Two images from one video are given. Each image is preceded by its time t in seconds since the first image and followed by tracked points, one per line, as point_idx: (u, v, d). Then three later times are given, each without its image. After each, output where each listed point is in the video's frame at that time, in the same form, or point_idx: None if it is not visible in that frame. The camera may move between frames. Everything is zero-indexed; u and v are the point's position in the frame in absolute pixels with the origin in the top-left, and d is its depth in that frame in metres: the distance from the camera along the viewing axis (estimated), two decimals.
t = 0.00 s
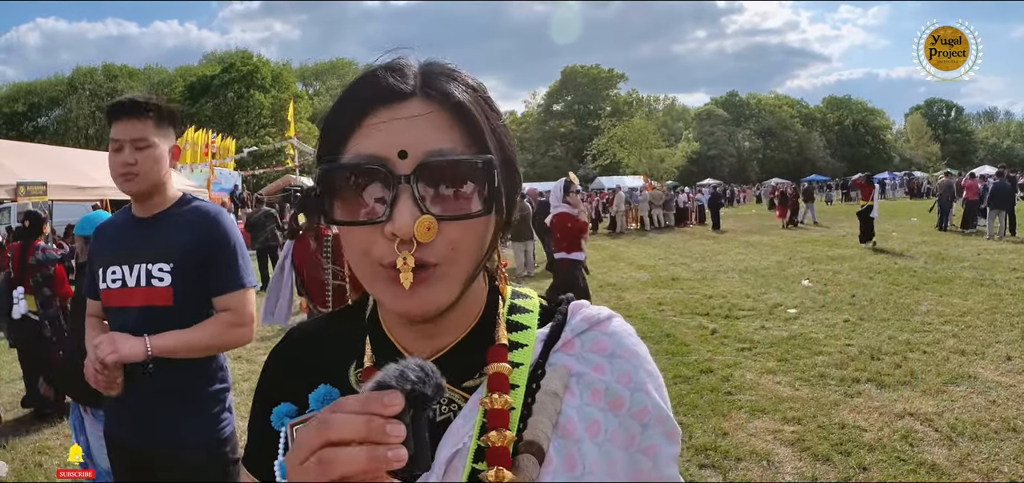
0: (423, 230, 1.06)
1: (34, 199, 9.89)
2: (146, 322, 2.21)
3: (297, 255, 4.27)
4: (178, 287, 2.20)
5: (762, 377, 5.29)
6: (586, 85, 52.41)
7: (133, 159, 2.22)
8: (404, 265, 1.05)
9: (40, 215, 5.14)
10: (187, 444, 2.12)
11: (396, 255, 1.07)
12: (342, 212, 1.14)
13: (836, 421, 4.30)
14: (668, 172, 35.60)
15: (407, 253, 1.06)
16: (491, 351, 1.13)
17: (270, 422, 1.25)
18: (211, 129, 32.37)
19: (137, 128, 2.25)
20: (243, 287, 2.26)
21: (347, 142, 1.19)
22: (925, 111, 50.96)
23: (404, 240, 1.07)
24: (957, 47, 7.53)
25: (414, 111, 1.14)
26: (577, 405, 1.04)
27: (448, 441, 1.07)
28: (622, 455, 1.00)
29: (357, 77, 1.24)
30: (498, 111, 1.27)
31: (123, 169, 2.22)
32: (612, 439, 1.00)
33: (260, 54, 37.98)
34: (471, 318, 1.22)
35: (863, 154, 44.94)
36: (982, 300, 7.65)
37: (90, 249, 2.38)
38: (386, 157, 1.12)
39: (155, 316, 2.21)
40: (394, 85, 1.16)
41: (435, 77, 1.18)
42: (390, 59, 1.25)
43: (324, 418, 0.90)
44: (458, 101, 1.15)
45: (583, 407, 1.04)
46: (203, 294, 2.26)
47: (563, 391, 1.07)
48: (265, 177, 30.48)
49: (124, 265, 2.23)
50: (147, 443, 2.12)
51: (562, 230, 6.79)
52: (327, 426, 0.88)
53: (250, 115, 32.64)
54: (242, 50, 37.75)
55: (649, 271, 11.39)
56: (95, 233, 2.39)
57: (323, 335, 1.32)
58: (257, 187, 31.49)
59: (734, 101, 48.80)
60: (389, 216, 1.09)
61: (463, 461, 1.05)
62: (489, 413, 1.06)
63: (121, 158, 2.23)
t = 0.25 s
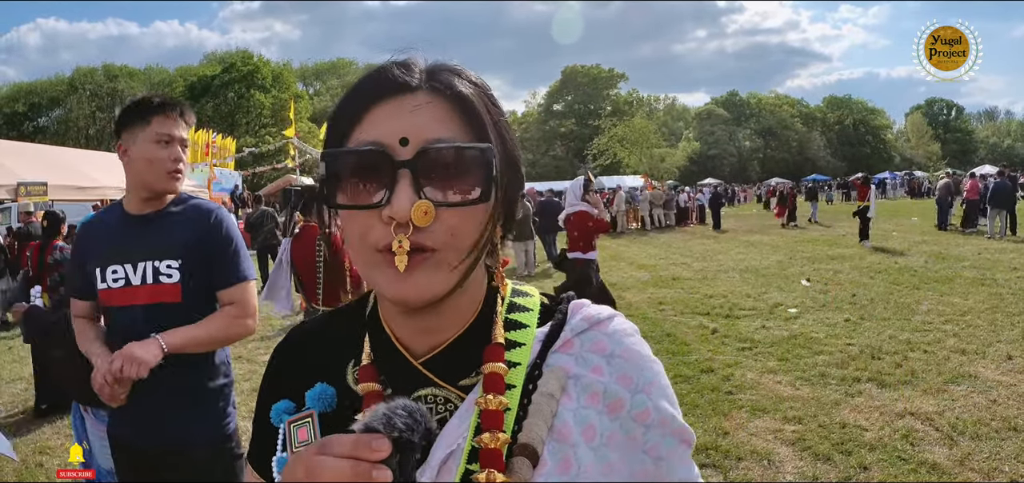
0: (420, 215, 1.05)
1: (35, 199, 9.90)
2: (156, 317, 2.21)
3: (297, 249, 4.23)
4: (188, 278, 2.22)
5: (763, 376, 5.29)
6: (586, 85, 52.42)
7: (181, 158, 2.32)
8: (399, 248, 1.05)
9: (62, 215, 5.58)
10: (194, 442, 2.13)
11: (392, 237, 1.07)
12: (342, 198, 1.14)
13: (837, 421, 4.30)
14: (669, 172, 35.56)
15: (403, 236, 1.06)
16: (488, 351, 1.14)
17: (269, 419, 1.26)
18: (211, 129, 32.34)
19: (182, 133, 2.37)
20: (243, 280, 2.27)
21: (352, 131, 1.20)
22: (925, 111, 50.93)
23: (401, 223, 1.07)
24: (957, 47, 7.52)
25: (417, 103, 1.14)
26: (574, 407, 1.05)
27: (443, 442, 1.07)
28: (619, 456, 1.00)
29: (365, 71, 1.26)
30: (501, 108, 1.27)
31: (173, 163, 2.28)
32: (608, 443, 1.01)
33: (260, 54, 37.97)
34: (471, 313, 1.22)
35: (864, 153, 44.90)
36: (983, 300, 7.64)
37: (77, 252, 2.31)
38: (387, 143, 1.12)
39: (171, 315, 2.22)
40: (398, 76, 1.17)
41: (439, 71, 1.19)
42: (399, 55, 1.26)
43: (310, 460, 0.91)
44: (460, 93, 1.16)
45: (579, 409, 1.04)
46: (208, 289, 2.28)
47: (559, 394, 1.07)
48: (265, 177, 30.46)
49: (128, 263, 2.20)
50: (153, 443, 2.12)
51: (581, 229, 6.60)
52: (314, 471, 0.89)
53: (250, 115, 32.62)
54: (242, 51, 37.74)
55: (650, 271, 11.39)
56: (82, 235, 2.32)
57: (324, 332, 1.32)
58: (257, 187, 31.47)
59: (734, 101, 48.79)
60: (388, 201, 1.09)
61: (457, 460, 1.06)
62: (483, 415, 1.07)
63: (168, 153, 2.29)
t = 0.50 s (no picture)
0: (420, 217, 1.05)
1: (36, 199, 9.91)
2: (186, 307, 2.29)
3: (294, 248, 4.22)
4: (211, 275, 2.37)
5: (764, 376, 5.29)
6: (586, 85, 52.46)
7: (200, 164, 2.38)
8: (401, 251, 1.04)
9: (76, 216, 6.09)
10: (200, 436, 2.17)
11: (394, 241, 1.07)
12: (343, 204, 1.14)
13: (838, 420, 4.30)
14: (669, 172, 35.54)
15: (404, 240, 1.05)
16: (496, 348, 1.15)
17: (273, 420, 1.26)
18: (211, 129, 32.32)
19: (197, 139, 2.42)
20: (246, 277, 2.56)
21: (349, 136, 1.19)
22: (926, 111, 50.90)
23: (402, 226, 1.07)
24: (957, 47, 7.52)
25: (415, 105, 1.14)
26: (585, 403, 1.03)
27: (450, 439, 1.07)
28: (631, 451, 0.98)
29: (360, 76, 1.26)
30: (497, 107, 1.27)
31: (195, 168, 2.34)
32: (620, 436, 0.99)
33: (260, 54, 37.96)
34: (474, 312, 1.21)
35: (864, 153, 44.86)
36: (983, 299, 7.63)
37: (65, 254, 2.15)
38: (385, 146, 1.12)
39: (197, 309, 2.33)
40: (393, 80, 1.17)
41: (435, 73, 1.19)
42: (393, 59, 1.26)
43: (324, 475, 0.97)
44: (456, 95, 1.16)
45: (591, 405, 1.02)
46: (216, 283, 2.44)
47: (568, 391, 1.07)
48: (266, 177, 30.44)
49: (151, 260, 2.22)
50: (155, 441, 2.12)
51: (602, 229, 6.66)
52: None
53: (251, 115, 32.60)
54: (242, 51, 37.73)
55: (650, 270, 11.39)
56: (69, 236, 2.17)
57: (328, 332, 1.32)
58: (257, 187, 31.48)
59: (734, 101, 48.77)
60: (388, 205, 1.09)
61: (466, 458, 1.06)
62: (492, 412, 1.08)
63: (190, 156, 2.33)
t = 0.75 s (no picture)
0: (435, 212, 1.06)
1: (37, 200, 9.92)
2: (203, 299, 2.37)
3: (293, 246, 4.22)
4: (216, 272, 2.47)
5: (765, 375, 5.29)
6: (586, 84, 52.50)
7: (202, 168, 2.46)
8: (417, 246, 1.05)
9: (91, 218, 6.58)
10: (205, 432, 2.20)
11: (408, 238, 1.07)
12: (355, 204, 1.15)
13: (839, 420, 4.30)
14: (670, 172, 35.55)
15: (419, 236, 1.06)
16: (509, 344, 1.15)
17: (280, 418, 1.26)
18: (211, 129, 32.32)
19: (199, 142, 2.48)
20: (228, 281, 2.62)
21: (358, 136, 1.20)
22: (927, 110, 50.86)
23: (416, 222, 1.07)
24: (957, 47, 7.52)
25: (423, 103, 1.14)
26: (595, 397, 1.02)
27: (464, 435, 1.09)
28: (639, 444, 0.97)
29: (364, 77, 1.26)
30: (500, 101, 1.26)
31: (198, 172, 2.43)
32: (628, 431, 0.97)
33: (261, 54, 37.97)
34: (486, 309, 1.21)
35: (865, 152, 44.84)
36: (984, 299, 7.63)
37: (90, 252, 2.09)
38: (394, 144, 1.12)
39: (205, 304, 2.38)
40: (399, 79, 1.16)
41: (440, 69, 1.19)
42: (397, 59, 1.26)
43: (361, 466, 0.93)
44: (464, 90, 1.16)
45: (602, 399, 1.01)
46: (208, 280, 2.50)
47: (579, 385, 1.07)
48: (266, 176, 30.44)
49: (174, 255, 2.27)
50: (156, 441, 2.12)
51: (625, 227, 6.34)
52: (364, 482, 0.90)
53: (251, 115, 32.60)
54: (243, 51, 37.74)
55: (651, 270, 11.39)
56: (87, 234, 2.11)
57: (327, 332, 1.32)
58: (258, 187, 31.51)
59: (735, 100, 48.76)
60: (400, 202, 1.09)
61: (481, 453, 1.06)
62: (507, 407, 1.08)
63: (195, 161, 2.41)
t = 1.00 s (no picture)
0: (445, 213, 1.05)
1: (37, 200, 9.93)
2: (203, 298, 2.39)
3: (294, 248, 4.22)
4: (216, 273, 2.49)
5: (765, 375, 5.30)
6: (586, 84, 52.51)
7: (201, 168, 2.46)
8: (423, 245, 1.04)
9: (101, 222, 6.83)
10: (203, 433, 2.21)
11: (416, 236, 1.06)
12: (362, 198, 1.14)
13: (839, 419, 4.30)
14: (670, 171, 35.57)
15: (428, 234, 1.05)
16: (507, 343, 1.15)
17: (279, 420, 1.26)
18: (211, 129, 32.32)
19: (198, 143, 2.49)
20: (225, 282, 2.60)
21: (370, 130, 1.20)
22: (927, 109, 50.83)
23: (425, 221, 1.06)
24: (957, 47, 7.52)
25: (439, 101, 1.15)
26: (592, 395, 1.04)
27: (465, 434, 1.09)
28: (640, 445, 0.98)
29: (379, 73, 1.26)
30: (515, 107, 1.27)
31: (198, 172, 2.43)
32: (627, 428, 0.99)
33: (261, 54, 37.99)
34: (485, 308, 1.21)
35: (865, 152, 44.86)
36: (985, 298, 7.63)
37: (86, 252, 2.08)
38: (409, 142, 1.12)
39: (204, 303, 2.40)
40: (419, 76, 1.17)
41: (461, 70, 1.19)
42: (415, 56, 1.26)
43: (366, 458, 0.91)
44: (481, 93, 1.17)
45: (598, 397, 1.04)
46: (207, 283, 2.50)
47: (577, 384, 1.09)
48: (267, 176, 30.49)
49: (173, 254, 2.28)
50: (153, 441, 2.12)
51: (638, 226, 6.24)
52: (369, 473, 0.88)
53: (252, 115, 32.62)
54: (243, 51, 37.76)
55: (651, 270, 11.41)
56: (85, 234, 2.09)
57: (327, 333, 1.32)
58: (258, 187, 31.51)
59: (735, 100, 48.77)
60: (410, 199, 1.08)
61: (482, 451, 1.07)
62: (506, 405, 1.09)
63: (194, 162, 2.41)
